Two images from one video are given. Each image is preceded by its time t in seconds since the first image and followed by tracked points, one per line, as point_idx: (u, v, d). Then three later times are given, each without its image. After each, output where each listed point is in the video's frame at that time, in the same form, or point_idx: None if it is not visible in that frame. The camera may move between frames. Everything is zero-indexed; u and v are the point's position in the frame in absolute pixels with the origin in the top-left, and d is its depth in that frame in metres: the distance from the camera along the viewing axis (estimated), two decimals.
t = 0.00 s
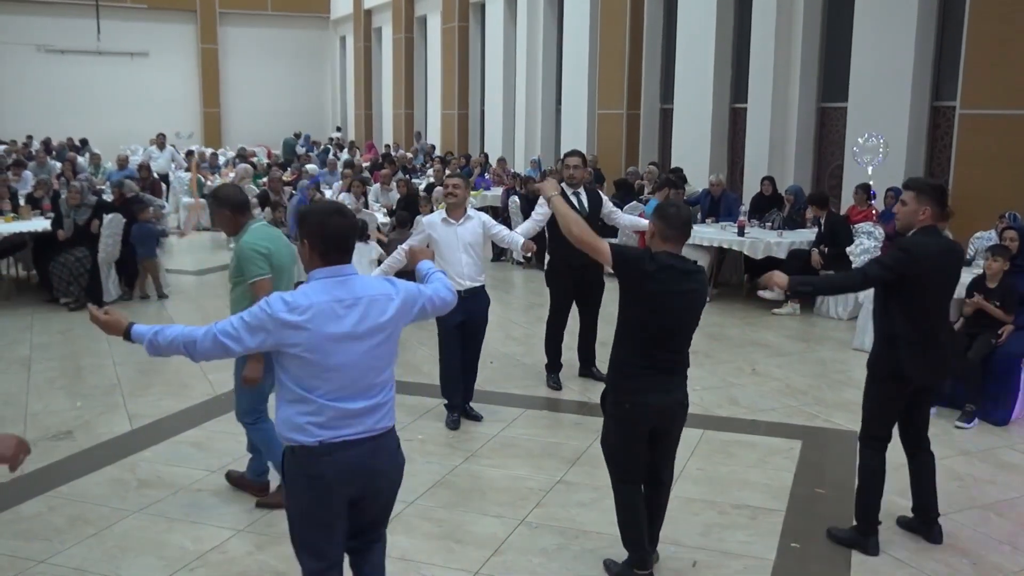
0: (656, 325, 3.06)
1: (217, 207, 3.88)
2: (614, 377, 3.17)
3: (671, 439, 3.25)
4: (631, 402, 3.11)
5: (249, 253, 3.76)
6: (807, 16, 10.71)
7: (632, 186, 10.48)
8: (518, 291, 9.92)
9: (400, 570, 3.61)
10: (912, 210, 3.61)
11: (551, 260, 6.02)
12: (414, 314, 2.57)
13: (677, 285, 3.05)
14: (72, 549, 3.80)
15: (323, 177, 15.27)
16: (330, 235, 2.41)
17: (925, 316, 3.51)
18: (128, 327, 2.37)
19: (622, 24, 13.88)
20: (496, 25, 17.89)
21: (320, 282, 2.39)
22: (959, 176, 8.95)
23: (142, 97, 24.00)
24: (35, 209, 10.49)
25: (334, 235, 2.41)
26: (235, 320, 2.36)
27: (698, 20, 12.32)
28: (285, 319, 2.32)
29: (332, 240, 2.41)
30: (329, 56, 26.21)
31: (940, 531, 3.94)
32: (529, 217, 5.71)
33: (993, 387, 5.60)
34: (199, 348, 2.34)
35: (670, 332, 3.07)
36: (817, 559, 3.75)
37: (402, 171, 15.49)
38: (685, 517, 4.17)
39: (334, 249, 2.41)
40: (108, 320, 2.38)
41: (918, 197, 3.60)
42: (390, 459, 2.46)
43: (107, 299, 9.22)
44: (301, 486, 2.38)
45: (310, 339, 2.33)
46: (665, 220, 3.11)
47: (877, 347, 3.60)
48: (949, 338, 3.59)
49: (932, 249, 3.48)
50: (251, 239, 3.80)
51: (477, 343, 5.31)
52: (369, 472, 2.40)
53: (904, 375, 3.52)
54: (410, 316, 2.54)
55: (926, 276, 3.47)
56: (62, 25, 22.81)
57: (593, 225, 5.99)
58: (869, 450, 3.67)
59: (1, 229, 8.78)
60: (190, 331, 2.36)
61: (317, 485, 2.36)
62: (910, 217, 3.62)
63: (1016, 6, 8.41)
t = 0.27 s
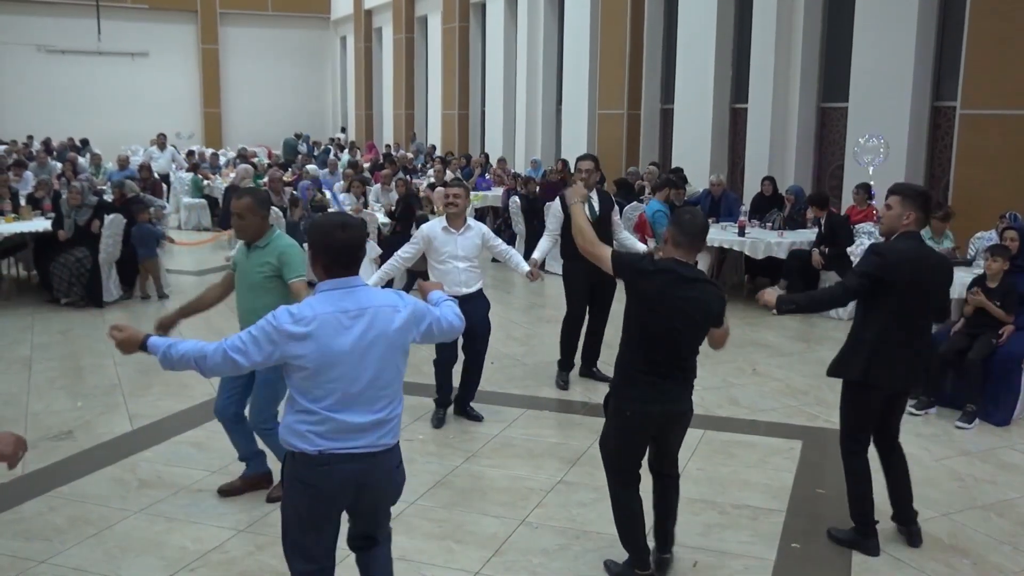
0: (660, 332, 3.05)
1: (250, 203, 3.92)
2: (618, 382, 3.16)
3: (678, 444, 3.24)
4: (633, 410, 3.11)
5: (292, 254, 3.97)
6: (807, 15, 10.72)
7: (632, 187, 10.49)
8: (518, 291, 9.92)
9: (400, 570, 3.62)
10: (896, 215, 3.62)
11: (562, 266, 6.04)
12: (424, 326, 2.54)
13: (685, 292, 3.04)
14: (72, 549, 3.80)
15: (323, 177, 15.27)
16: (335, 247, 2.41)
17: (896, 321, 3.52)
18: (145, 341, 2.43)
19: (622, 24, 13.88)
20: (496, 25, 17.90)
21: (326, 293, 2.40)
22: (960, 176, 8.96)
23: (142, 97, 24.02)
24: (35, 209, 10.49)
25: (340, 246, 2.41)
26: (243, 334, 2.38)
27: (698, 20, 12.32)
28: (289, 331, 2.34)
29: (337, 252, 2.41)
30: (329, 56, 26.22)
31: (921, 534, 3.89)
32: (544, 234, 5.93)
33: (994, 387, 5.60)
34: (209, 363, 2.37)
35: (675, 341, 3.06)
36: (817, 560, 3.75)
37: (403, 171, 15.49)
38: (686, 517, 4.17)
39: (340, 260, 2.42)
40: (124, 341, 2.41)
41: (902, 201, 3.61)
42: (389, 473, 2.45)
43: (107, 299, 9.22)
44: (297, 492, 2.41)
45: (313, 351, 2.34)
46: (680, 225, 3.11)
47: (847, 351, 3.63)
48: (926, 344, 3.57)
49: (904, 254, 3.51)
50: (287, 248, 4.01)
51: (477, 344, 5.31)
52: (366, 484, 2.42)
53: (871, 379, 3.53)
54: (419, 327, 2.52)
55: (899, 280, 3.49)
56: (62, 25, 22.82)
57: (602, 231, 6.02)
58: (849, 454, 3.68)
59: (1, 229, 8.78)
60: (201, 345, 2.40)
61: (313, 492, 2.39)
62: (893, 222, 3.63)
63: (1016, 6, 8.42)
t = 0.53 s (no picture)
0: (681, 331, 3.03)
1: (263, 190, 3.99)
2: (643, 382, 3.15)
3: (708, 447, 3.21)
4: (659, 408, 3.10)
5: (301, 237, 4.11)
6: (808, 16, 10.72)
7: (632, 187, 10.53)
8: (519, 292, 9.93)
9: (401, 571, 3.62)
10: (891, 212, 3.63)
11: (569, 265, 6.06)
12: (448, 318, 2.54)
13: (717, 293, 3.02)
14: (73, 549, 3.81)
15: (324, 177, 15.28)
16: (365, 239, 2.39)
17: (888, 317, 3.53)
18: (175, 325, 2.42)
19: (623, 24, 13.88)
20: (497, 25, 17.90)
21: (356, 285, 2.39)
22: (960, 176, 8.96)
23: (144, 97, 24.03)
24: (36, 209, 10.50)
25: (369, 237, 2.40)
26: (271, 324, 2.35)
27: (699, 20, 12.32)
28: (321, 322, 2.32)
29: (367, 244, 2.39)
30: (330, 57, 26.23)
31: (895, 540, 3.82)
32: (548, 229, 5.96)
33: (994, 388, 5.60)
34: (236, 351, 2.33)
35: (699, 340, 3.04)
36: (818, 560, 3.75)
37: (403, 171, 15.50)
38: (686, 517, 4.17)
39: (369, 251, 2.40)
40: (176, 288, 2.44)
41: (899, 200, 3.61)
42: (414, 463, 2.41)
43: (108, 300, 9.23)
44: (322, 486, 2.36)
45: (344, 342, 2.33)
46: (697, 223, 3.11)
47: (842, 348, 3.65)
48: (922, 340, 3.56)
49: (897, 251, 3.52)
50: (292, 241, 4.12)
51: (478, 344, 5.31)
52: (391, 474, 2.37)
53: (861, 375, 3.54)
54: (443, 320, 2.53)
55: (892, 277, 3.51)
56: (63, 26, 22.84)
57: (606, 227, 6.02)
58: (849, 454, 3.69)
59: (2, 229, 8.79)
60: (230, 332, 2.35)
61: (338, 485, 2.34)
62: (890, 220, 3.64)
63: (1017, 7, 8.42)
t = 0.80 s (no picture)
0: (718, 331, 3.02)
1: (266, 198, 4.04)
2: (681, 378, 3.14)
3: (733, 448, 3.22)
4: (699, 405, 3.08)
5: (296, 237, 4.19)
6: (809, 15, 10.71)
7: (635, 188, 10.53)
8: (519, 292, 9.93)
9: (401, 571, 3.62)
10: (890, 211, 3.65)
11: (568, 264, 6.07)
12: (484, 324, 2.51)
13: (755, 292, 3.00)
14: (73, 549, 3.81)
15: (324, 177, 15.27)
16: (397, 247, 2.37)
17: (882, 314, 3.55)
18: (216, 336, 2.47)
19: (624, 24, 13.88)
20: (497, 25, 17.90)
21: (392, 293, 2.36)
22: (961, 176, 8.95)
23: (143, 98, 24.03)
24: (36, 209, 10.50)
25: (402, 244, 2.37)
26: (308, 334, 2.35)
27: (699, 20, 12.31)
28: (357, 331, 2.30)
29: (398, 252, 2.37)
30: (330, 56, 26.22)
31: (896, 536, 3.81)
32: (547, 230, 5.98)
33: (995, 388, 5.60)
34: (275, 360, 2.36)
35: (735, 341, 3.04)
36: (818, 560, 3.75)
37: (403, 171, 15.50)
38: (686, 517, 4.17)
39: (403, 258, 2.37)
40: (200, 312, 2.50)
41: (897, 198, 3.62)
42: (450, 470, 2.42)
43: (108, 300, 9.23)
44: (357, 491, 2.36)
45: (379, 351, 2.31)
46: (719, 220, 3.08)
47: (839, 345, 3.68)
48: (921, 337, 3.55)
49: (893, 249, 3.53)
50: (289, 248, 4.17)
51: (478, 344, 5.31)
52: (431, 482, 2.38)
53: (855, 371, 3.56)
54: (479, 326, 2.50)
55: (888, 274, 3.52)
56: (64, 26, 22.83)
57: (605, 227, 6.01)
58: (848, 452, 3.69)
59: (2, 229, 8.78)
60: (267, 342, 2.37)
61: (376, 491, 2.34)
62: (888, 218, 3.66)
63: (1017, 7, 8.42)
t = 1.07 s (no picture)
0: (735, 331, 3.02)
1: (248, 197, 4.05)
2: (702, 385, 3.12)
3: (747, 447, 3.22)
4: (728, 411, 3.07)
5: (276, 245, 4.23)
6: (808, 13, 10.71)
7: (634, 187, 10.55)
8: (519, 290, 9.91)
9: (401, 569, 3.62)
10: (895, 212, 3.63)
11: (559, 263, 6.09)
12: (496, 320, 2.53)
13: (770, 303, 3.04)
14: (73, 548, 3.80)
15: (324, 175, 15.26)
16: (416, 241, 2.36)
17: (895, 319, 3.53)
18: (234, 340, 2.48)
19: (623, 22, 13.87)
20: (496, 23, 17.89)
21: (409, 286, 2.36)
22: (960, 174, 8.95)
23: (142, 96, 24.01)
24: (35, 208, 10.48)
25: (423, 239, 2.36)
26: (326, 330, 2.33)
27: (699, 18, 12.31)
28: (375, 325, 2.30)
29: (417, 246, 2.36)
30: (329, 55, 26.21)
31: (926, 529, 3.91)
32: (540, 225, 5.94)
33: (994, 386, 5.60)
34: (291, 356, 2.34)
35: (752, 340, 3.04)
36: (818, 559, 3.75)
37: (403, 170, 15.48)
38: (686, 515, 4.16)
39: (423, 253, 2.37)
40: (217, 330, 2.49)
41: (901, 199, 3.62)
42: (459, 465, 2.43)
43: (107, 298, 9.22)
44: (366, 484, 2.37)
45: (400, 345, 2.31)
46: (733, 225, 3.08)
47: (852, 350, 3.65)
48: (927, 336, 3.56)
49: (901, 251, 3.52)
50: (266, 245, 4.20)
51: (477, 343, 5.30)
52: (439, 475, 2.39)
53: (868, 376, 3.55)
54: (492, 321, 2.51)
55: (898, 277, 3.51)
56: (62, 24, 22.80)
57: (599, 226, 6.01)
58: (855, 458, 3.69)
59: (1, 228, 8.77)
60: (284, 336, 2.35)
61: (386, 485, 2.36)
62: (894, 219, 3.63)
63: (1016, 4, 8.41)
